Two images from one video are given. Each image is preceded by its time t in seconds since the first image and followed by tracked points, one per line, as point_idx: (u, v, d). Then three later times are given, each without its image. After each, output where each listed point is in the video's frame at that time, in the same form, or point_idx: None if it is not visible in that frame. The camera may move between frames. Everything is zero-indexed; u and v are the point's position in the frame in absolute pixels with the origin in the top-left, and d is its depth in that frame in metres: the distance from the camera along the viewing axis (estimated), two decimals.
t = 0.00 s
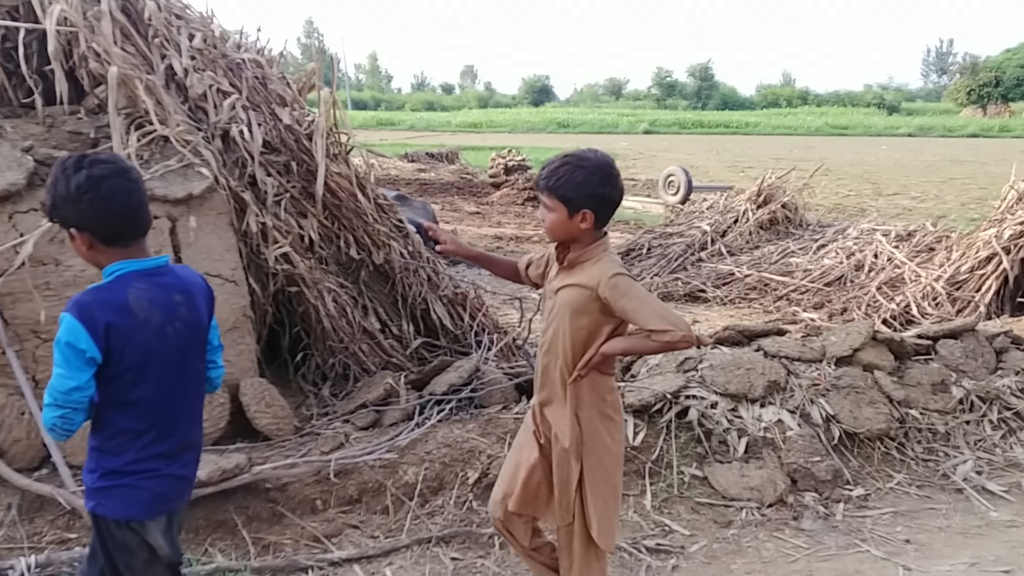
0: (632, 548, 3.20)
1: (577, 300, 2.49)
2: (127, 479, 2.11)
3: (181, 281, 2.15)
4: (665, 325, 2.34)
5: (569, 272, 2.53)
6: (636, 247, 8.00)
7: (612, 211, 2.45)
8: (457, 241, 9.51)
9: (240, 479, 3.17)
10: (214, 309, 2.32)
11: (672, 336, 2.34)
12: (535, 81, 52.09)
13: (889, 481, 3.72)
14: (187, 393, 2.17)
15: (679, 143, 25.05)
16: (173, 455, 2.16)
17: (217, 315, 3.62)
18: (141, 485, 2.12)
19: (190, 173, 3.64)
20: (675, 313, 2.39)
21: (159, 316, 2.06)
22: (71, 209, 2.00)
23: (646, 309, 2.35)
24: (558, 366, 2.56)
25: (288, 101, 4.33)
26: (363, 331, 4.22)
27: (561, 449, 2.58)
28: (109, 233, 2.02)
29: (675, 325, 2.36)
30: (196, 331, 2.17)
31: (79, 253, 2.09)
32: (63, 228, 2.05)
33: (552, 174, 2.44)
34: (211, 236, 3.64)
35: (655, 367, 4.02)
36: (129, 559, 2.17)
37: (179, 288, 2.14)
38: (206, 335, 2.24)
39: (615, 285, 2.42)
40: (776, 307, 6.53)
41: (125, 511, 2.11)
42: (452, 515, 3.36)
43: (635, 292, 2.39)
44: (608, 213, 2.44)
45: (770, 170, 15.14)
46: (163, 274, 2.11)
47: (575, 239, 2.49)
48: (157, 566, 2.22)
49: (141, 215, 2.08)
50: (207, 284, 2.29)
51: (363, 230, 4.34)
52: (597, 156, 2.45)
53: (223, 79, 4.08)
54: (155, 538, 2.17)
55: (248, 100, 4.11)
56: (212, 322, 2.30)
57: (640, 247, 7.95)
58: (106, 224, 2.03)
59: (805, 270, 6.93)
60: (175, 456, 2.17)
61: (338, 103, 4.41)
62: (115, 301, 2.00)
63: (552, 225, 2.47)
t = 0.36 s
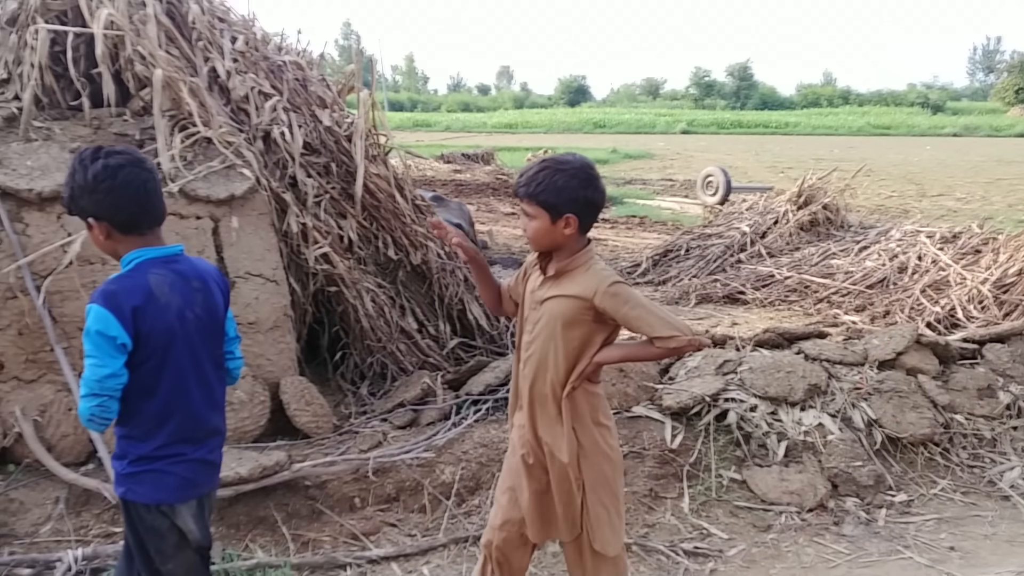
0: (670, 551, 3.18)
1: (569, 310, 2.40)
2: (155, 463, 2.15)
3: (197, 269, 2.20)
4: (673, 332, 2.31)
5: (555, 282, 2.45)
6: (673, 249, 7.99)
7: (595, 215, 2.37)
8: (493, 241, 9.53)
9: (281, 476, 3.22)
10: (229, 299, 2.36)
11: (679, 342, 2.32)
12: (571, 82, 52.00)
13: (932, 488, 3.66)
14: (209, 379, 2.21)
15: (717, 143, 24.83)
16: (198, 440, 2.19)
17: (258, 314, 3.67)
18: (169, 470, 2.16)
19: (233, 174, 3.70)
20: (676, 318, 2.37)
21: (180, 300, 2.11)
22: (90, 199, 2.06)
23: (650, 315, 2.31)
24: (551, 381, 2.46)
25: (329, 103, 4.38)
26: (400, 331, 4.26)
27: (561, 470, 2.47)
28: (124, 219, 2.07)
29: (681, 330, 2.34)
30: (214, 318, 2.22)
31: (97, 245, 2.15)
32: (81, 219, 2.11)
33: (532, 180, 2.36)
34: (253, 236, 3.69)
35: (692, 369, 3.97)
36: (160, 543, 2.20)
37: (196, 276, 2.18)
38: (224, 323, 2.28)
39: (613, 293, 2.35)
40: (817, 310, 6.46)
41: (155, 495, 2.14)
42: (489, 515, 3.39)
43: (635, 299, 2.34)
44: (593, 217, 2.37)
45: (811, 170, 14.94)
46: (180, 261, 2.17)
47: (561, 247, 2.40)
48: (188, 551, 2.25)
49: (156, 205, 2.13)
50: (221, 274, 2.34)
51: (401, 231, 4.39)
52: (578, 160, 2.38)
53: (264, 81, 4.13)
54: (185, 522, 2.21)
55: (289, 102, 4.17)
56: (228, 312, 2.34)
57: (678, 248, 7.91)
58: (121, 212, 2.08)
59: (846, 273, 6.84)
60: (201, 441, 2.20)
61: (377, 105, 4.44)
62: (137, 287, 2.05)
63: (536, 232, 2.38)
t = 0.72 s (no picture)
0: (699, 555, 3.17)
1: (512, 330, 2.23)
2: (150, 450, 2.16)
3: (196, 259, 2.22)
4: (618, 351, 2.15)
5: (498, 300, 2.27)
6: (704, 250, 7.97)
7: (546, 234, 2.20)
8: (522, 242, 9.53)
9: (310, 473, 3.25)
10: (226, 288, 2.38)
11: (622, 362, 2.15)
12: (601, 82, 51.87)
13: (967, 495, 3.61)
14: (202, 365, 2.23)
15: (748, 144, 24.64)
16: (191, 426, 2.21)
17: (290, 313, 3.70)
18: (164, 456, 2.17)
19: (266, 174, 3.74)
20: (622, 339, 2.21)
21: (178, 288, 2.12)
22: (96, 186, 2.07)
23: (593, 334, 2.14)
24: (493, 406, 2.28)
25: (361, 104, 4.41)
26: (429, 330, 4.30)
27: (510, 497, 2.30)
28: (129, 206, 2.08)
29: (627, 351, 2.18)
30: (210, 306, 2.23)
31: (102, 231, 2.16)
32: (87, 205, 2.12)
33: (486, 189, 2.19)
34: (285, 236, 3.73)
35: (723, 372, 3.95)
36: (156, 529, 2.23)
37: (194, 265, 2.20)
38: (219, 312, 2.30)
39: (557, 310, 2.18)
40: (850, 314, 6.41)
41: (150, 480, 2.16)
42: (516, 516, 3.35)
43: (578, 318, 2.18)
44: (545, 234, 2.20)
45: (845, 172, 14.76)
46: (179, 250, 2.18)
47: (507, 263, 2.22)
48: (183, 536, 2.27)
49: (161, 193, 2.14)
50: (219, 263, 2.35)
51: (431, 231, 4.43)
52: (535, 176, 2.24)
53: (298, 82, 4.18)
54: (181, 507, 2.24)
55: (322, 103, 4.21)
56: (228, 301, 2.36)
57: (709, 250, 7.88)
58: (128, 199, 2.09)
59: (879, 276, 6.75)
60: (194, 427, 2.22)
61: (408, 106, 4.47)
62: (138, 272, 2.06)
63: (482, 245, 2.20)
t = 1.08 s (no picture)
0: (728, 559, 3.15)
1: (463, 337, 2.15)
2: (144, 444, 2.18)
3: (199, 258, 2.24)
4: (572, 353, 2.08)
5: (447, 306, 2.20)
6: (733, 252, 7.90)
7: (496, 236, 2.15)
8: (548, 243, 9.52)
9: (339, 472, 3.27)
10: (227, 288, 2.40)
11: (577, 364, 2.09)
12: (627, 82, 51.67)
13: (1002, 502, 3.56)
14: (198, 362, 2.25)
15: (777, 144, 24.46)
16: (188, 422, 2.23)
17: (319, 312, 3.73)
18: (158, 451, 2.19)
19: (296, 175, 3.78)
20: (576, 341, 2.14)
21: (177, 284, 2.15)
22: (100, 183, 2.09)
23: (544, 335, 2.08)
24: (446, 416, 2.21)
25: (389, 105, 4.45)
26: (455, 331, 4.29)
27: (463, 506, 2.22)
28: (132, 203, 2.11)
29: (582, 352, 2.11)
30: (208, 304, 2.25)
31: (107, 228, 2.19)
32: (92, 203, 2.14)
33: (431, 191, 2.13)
34: (315, 236, 3.76)
35: (752, 374, 3.93)
36: (147, 524, 2.24)
37: (195, 263, 2.22)
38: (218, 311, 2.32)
39: (506, 314, 2.11)
40: (881, 316, 6.36)
41: (143, 475, 2.18)
42: (544, 517, 3.34)
43: (530, 321, 2.11)
44: (494, 235, 2.14)
45: (876, 173, 14.60)
46: (183, 248, 2.21)
47: (456, 267, 2.15)
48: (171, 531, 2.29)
49: (164, 189, 2.17)
50: (222, 263, 2.38)
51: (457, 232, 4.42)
52: (483, 177, 2.19)
53: (327, 83, 4.21)
54: (169, 504, 2.25)
55: (351, 104, 4.23)
56: (226, 299, 2.38)
57: (739, 251, 7.83)
58: (131, 196, 2.12)
59: (912, 279, 6.67)
60: (189, 423, 2.24)
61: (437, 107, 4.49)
62: (137, 266, 2.09)
63: (428, 251, 2.13)
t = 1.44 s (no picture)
0: (758, 563, 3.13)
1: (406, 363, 2.05)
2: (156, 440, 2.18)
3: (212, 255, 2.26)
4: (516, 384, 1.96)
5: (393, 329, 2.10)
6: (765, 252, 7.86)
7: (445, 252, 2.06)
8: (576, 244, 9.50)
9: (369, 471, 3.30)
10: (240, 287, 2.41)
11: (522, 397, 1.97)
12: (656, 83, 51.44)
13: None
14: (215, 360, 2.25)
15: (809, 145, 24.25)
16: (201, 419, 2.22)
17: (349, 312, 3.75)
18: (170, 447, 2.19)
19: (328, 175, 3.81)
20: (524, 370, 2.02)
21: (191, 280, 2.16)
22: (111, 185, 2.12)
23: (488, 366, 1.96)
24: (389, 445, 2.11)
25: (420, 106, 4.46)
26: (484, 332, 4.30)
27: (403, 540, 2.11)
28: (144, 203, 2.14)
29: (528, 383, 1.99)
30: (222, 302, 2.26)
31: (119, 230, 2.21)
32: (103, 205, 2.16)
33: (375, 205, 2.04)
34: (346, 236, 3.79)
35: (783, 377, 3.90)
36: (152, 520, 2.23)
37: (209, 260, 2.23)
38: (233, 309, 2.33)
39: (450, 340, 2.00)
40: (914, 320, 6.28)
41: (153, 470, 2.18)
42: (571, 518, 3.34)
43: (474, 348, 1.99)
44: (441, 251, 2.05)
45: (911, 174, 14.42)
46: (196, 245, 2.22)
47: (402, 286, 2.06)
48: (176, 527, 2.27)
49: (173, 186, 2.20)
50: (235, 261, 2.39)
51: (486, 232, 4.43)
52: (433, 190, 2.09)
53: (359, 84, 4.23)
54: (170, 498, 2.23)
55: (382, 106, 4.26)
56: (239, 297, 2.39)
57: (769, 253, 7.77)
58: (142, 195, 2.14)
59: (946, 282, 6.58)
60: (202, 420, 2.23)
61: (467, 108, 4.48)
62: (152, 262, 2.11)
63: (374, 269, 2.04)
